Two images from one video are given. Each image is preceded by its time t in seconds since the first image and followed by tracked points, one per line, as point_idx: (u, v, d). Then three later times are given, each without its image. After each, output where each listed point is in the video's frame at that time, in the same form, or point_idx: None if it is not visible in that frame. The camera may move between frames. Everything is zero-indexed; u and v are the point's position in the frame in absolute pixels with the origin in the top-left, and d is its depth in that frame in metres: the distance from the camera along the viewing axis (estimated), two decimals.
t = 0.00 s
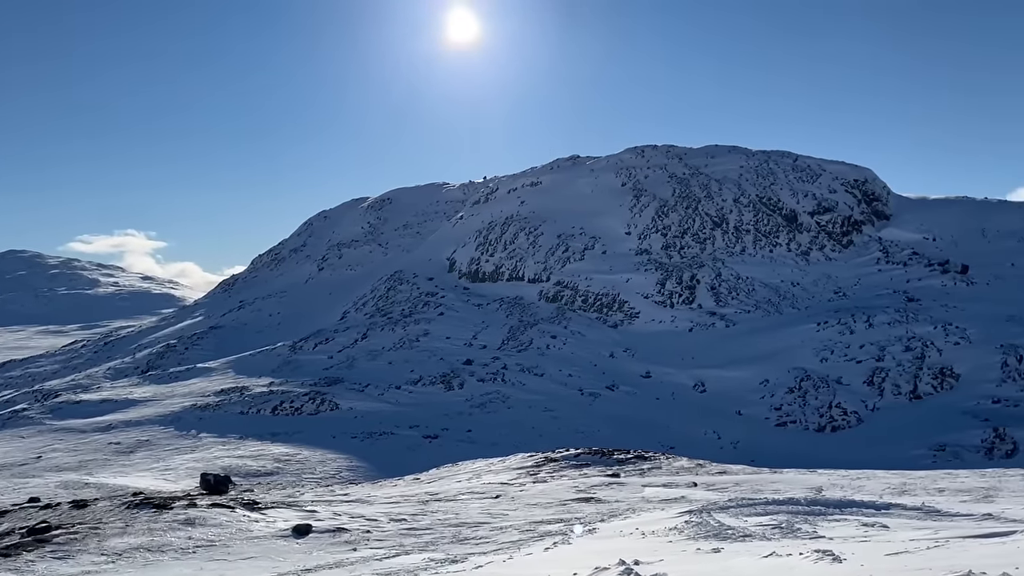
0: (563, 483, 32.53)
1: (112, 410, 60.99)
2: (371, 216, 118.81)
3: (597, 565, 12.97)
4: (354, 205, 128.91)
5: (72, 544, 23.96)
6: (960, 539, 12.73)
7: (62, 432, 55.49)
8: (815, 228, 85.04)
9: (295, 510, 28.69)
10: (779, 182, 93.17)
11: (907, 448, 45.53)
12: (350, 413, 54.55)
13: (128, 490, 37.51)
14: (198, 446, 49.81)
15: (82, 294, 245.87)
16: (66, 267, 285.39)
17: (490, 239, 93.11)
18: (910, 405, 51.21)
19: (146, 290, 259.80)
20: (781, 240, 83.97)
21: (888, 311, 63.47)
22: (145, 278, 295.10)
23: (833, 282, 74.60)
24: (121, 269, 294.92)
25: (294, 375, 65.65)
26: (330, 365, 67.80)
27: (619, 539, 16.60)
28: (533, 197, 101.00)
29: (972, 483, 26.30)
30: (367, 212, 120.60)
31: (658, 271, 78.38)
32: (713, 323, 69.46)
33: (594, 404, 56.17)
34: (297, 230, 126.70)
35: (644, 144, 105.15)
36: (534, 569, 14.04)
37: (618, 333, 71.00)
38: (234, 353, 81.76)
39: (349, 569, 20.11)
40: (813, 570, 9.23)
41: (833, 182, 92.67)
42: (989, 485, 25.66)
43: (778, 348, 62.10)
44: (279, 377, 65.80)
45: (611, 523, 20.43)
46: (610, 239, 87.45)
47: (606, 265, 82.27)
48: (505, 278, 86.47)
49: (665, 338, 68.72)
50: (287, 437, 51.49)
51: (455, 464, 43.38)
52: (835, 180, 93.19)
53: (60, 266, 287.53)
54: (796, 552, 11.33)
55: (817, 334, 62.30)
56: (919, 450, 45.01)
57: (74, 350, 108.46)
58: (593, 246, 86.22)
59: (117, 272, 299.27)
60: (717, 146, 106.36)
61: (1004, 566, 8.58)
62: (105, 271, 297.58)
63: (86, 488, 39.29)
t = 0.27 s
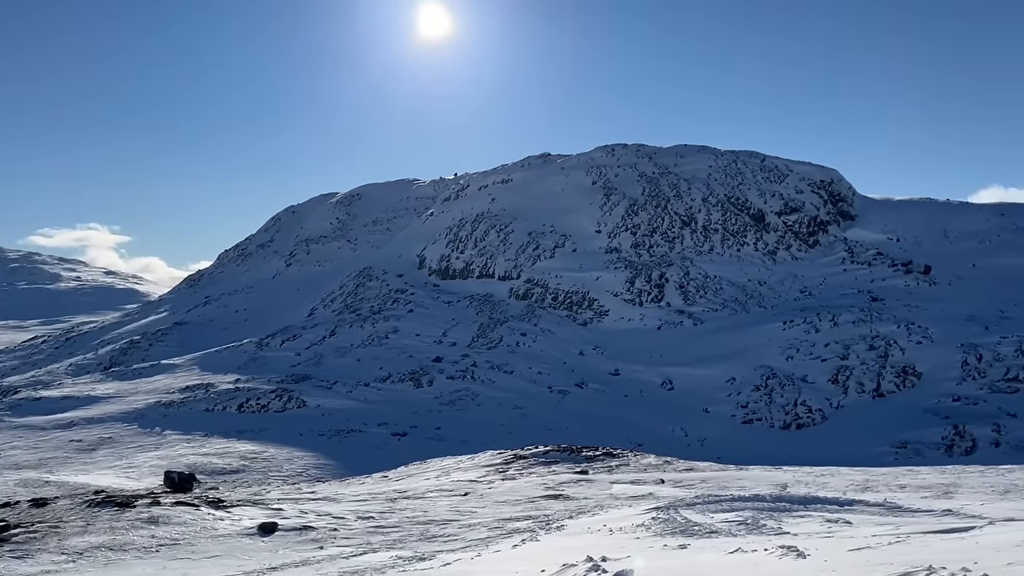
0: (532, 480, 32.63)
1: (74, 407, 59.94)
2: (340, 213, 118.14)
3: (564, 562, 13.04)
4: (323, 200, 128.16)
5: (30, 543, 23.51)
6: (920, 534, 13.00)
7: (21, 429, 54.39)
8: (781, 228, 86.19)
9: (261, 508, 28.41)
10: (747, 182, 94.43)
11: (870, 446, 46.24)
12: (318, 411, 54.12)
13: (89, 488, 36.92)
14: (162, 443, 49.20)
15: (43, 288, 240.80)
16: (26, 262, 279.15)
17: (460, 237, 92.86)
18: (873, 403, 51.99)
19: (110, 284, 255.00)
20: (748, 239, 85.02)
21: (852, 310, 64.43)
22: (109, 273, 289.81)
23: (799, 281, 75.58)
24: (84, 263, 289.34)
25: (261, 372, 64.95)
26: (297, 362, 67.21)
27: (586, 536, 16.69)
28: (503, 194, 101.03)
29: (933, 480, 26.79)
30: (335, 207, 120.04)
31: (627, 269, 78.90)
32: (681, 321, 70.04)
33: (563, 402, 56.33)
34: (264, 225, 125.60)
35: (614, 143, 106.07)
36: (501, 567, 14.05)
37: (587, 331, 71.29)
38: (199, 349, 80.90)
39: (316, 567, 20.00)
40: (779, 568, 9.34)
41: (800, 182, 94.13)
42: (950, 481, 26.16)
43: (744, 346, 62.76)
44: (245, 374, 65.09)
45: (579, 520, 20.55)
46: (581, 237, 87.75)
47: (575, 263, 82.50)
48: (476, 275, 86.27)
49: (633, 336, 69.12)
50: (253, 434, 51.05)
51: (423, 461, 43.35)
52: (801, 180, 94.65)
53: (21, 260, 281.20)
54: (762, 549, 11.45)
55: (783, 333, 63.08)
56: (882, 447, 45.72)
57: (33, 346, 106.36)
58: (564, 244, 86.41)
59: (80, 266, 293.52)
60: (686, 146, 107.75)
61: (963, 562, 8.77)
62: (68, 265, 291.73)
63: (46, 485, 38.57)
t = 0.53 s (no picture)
0: (498, 475, 32.72)
1: (29, 403, 58.65)
2: (305, 206, 117.18)
3: (530, 556, 13.10)
4: (288, 193, 127.03)
5: None
6: (878, 526, 13.29)
7: None
8: (745, 225, 87.47)
9: (223, 504, 28.12)
10: (711, 180, 95.75)
11: (830, 440, 47.07)
12: (281, 406, 53.57)
13: (44, 484, 36.19)
14: (122, 439, 48.42)
15: None
16: None
17: (427, 231, 92.52)
18: (833, 398, 52.96)
19: (68, 277, 249.13)
20: (713, 236, 86.14)
21: (813, 306, 65.48)
22: (68, 265, 283.23)
23: (762, 278, 76.66)
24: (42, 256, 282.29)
25: (223, 367, 64.19)
26: (261, 357, 66.46)
27: (552, 530, 16.78)
28: (470, 188, 100.87)
29: (892, 473, 27.37)
30: (300, 200, 119.18)
31: (594, 265, 79.41)
32: (646, 316, 70.64)
33: (530, 397, 56.49)
34: (227, 218, 124.12)
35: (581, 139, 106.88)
36: (467, 562, 14.04)
37: (554, 326, 71.56)
38: (159, 344, 79.82)
39: (278, 563, 19.84)
40: (740, 559, 9.52)
41: (764, 180, 95.66)
42: (908, 474, 26.72)
43: (708, 342, 63.47)
44: (207, 368, 64.22)
45: (545, 515, 20.65)
46: (548, 232, 88.03)
47: (542, 258, 82.67)
48: (443, 270, 85.98)
49: (599, 331, 69.58)
50: (215, 430, 50.48)
51: (389, 456, 43.26)
52: (765, 178, 96.15)
53: None
54: (725, 541, 11.63)
55: (746, 329, 63.93)
56: (841, 441, 46.58)
57: None
58: (531, 239, 86.54)
59: (37, 258, 286.31)
60: (652, 143, 108.91)
61: (920, 553, 8.98)
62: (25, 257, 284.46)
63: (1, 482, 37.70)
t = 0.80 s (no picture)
0: (460, 468, 32.79)
1: None
2: (266, 197, 115.87)
3: (493, 548, 13.15)
4: (248, 183, 125.49)
5: None
6: (833, 517, 13.62)
7: None
8: (707, 220, 88.56)
9: (180, 499, 27.76)
10: (674, 175, 96.77)
11: (788, 432, 47.84)
12: (240, 400, 52.94)
13: None
14: (77, 433, 47.52)
15: None
16: None
17: (391, 224, 91.97)
18: (792, 391, 53.90)
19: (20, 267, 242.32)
20: (675, 231, 87.10)
21: (773, 300, 66.47)
22: (21, 256, 275.48)
23: (723, 272, 77.62)
24: None
25: (181, 360, 63.23)
26: (220, 350, 65.59)
27: (514, 522, 16.88)
28: (434, 181, 100.44)
29: (848, 464, 27.96)
30: (261, 191, 117.86)
31: (558, 259, 79.76)
32: (609, 310, 71.14)
33: (493, 390, 56.59)
34: (186, 209, 122.21)
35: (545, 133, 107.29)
36: (430, 554, 14.04)
37: (517, 319, 71.73)
38: (115, 337, 78.41)
39: (238, 558, 19.67)
40: (699, 550, 9.68)
41: (725, 176, 96.93)
42: (862, 466, 27.32)
43: (670, 336, 64.11)
44: (165, 362, 63.17)
45: (507, 507, 20.76)
46: (512, 226, 88.11)
47: (506, 252, 82.73)
48: (407, 263, 85.53)
49: (561, 325, 69.92)
50: (173, 424, 49.81)
51: (351, 450, 43.11)
52: (727, 174, 97.40)
53: None
54: (684, 532, 11.79)
55: (706, 322, 64.71)
56: (799, 433, 47.36)
57: None
58: (495, 233, 86.48)
59: None
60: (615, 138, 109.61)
61: (874, 541, 9.21)
62: None
63: None
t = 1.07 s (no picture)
0: (420, 461, 32.69)
1: None
2: (221, 186, 113.37)
3: (452, 540, 13.16)
4: (203, 172, 122.70)
5: None
6: (785, 505, 13.98)
7: None
8: (665, 214, 89.69)
9: (132, 494, 27.09)
10: (633, 169, 97.64)
11: (743, 423, 48.96)
12: (195, 393, 51.85)
13: None
14: (23, 427, 45.97)
15: None
16: None
17: (349, 214, 90.85)
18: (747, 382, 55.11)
19: None
20: (634, 224, 87.98)
21: (729, 294, 67.74)
22: None
23: (681, 266, 78.74)
24: None
25: (132, 353, 61.57)
26: (173, 342, 64.06)
27: (474, 514, 16.92)
28: (394, 172, 99.53)
29: (800, 454, 28.70)
30: (216, 180, 115.29)
31: (518, 251, 79.86)
32: (569, 303, 71.59)
33: (453, 382, 56.51)
34: (137, 198, 118.95)
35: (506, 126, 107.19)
36: (389, 547, 13.97)
37: (477, 312, 71.67)
38: (63, 328, 76.03)
39: (193, 553, 19.29)
40: (658, 540, 9.84)
41: (684, 170, 98.17)
42: (815, 456, 28.07)
43: (629, 328, 64.88)
44: (115, 354, 61.46)
45: (466, 499, 20.78)
46: (473, 218, 87.88)
47: (467, 244, 82.51)
48: (366, 254, 84.63)
49: (521, 317, 70.12)
50: (125, 418, 48.52)
51: (309, 443, 42.61)
52: (685, 168, 98.69)
53: None
54: (641, 522, 11.97)
55: (665, 315, 65.64)
56: (753, 423, 48.50)
57: None
58: (456, 225, 86.18)
59: None
60: (575, 131, 110.05)
61: (825, 530, 9.48)
62: None
63: None
